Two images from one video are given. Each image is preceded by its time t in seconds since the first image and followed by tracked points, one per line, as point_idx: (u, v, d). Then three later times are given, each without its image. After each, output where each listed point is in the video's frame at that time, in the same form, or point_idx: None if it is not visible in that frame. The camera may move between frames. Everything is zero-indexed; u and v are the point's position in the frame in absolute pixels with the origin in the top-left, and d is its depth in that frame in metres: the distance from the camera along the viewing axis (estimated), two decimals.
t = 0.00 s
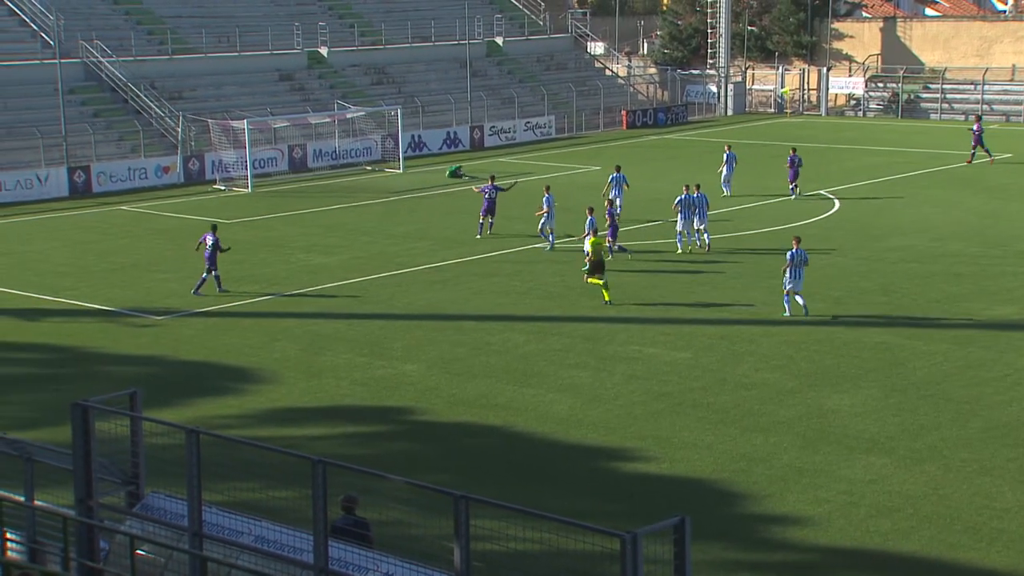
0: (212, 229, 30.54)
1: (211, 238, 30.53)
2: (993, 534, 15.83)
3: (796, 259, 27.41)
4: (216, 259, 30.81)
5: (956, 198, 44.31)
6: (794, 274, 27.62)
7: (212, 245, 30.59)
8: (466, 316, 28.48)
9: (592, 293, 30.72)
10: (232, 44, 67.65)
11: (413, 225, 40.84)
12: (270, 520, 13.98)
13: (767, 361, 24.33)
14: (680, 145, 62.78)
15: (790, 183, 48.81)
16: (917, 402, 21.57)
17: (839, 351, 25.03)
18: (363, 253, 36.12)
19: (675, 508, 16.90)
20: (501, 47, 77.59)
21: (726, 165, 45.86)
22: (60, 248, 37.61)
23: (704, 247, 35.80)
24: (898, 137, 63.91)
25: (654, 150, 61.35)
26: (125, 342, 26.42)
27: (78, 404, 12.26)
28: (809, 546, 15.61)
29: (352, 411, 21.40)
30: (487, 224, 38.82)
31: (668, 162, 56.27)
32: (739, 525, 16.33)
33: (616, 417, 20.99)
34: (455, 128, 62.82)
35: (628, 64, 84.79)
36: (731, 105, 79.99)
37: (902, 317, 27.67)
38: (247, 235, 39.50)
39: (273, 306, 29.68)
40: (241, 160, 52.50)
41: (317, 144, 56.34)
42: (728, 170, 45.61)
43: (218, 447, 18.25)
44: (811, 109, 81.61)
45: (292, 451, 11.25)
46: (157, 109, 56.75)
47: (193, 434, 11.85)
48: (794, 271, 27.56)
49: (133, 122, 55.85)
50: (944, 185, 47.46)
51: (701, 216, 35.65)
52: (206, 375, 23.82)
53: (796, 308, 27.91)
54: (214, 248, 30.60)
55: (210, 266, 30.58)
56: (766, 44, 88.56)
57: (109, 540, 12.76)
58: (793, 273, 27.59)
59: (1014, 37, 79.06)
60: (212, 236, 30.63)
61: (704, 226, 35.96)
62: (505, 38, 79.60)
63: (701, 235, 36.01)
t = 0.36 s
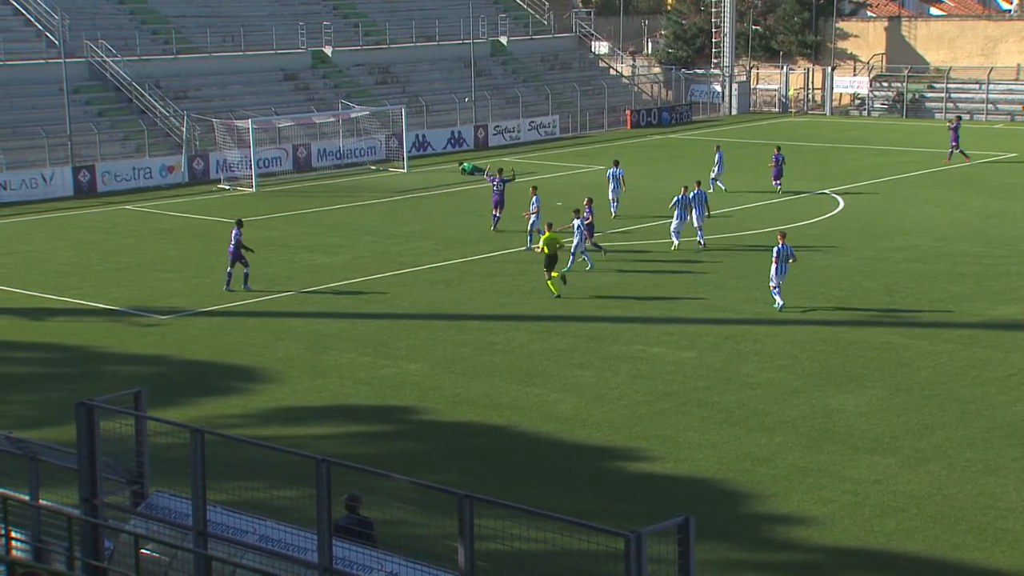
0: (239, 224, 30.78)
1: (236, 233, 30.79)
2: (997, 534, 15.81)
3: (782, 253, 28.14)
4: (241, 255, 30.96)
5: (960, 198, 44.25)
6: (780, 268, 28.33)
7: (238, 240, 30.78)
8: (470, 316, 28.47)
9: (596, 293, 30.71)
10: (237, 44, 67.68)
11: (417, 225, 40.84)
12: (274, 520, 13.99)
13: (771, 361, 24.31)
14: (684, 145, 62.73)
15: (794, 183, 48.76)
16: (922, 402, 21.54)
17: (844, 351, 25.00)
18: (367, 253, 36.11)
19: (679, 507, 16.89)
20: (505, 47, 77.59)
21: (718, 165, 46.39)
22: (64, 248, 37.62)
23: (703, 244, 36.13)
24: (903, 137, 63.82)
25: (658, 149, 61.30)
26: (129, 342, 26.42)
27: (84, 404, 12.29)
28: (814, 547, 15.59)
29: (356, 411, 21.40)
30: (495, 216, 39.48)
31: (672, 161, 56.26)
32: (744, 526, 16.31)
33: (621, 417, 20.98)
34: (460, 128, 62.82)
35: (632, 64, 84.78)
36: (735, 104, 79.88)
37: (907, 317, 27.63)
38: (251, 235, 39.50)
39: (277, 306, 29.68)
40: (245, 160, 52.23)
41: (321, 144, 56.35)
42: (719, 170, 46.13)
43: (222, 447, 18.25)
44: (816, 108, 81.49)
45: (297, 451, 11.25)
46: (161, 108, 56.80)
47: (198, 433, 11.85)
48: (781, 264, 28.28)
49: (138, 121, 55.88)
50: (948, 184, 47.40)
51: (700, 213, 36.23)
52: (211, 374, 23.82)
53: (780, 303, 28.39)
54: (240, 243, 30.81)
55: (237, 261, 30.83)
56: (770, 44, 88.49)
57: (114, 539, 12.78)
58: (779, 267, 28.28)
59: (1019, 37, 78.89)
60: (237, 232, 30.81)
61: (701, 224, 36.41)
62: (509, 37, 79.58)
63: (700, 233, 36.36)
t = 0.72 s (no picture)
0: (265, 224, 30.82)
1: (263, 232, 30.84)
2: (1004, 535, 15.78)
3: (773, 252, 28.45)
4: (270, 254, 31.10)
5: (967, 199, 44.22)
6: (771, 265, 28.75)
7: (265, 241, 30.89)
8: (476, 316, 28.48)
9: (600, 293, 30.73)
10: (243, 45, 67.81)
11: (422, 225, 40.87)
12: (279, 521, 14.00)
13: (777, 362, 24.30)
14: (690, 146, 62.74)
15: (800, 184, 48.73)
16: (929, 403, 21.52)
17: (850, 352, 24.97)
18: (373, 254, 36.14)
19: (685, 508, 16.89)
20: (511, 47, 77.68)
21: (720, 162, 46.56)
22: (71, 248, 37.70)
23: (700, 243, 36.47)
24: (909, 138, 63.75)
25: (664, 150, 61.31)
26: (135, 342, 26.47)
27: (90, 404, 12.32)
28: (820, 548, 15.57)
29: (361, 411, 21.42)
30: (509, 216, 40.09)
31: (679, 162, 56.27)
32: (750, 526, 16.32)
33: (626, 418, 21.00)
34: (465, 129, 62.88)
35: (637, 65, 84.80)
36: (741, 105, 79.81)
37: (913, 318, 27.62)
38: (257, 235, 39.54)
39: (283, 306, 29.72)
40: (251, 161, 52.79)
41: (327, 144, 56.43)
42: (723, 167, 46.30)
43: (229, 448, 18.30)
44: (822, 109, 81.46)
45: (303, 451, 11.25)
46: (167, 109, 56.90)
47: (204, 433, 11.85)
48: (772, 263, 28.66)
49: (144, 122, 55.97)
50: (954, 185, 47.37)
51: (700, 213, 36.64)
52: (216, 374, 23.86)
53: (776, 298, 29.03)
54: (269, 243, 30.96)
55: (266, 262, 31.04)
56: (775, 44, 88.57)
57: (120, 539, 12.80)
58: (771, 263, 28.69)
59: None
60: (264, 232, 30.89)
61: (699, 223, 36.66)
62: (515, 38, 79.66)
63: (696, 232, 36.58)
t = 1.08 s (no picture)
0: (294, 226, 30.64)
1: (292, 234, 30.73)
2: (1012, 538, 15.74)
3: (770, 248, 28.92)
4: (298, 255, 31.06)
5: (976, 200, 44.09)
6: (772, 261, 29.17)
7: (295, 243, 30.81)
8: (483, 317, 28.48)
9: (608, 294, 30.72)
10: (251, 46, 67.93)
11: (430, 227, 40.89)
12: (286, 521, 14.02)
13: (784, 363, 24.26)
14: (698, 147, 62.66)
15: (808, 185, 48.65)
16: (937, 404, 21.47)
17: (858, 353, 24.91)
18: (380, 255, 36.17)
19: (692, 509, 16.88)
20: (518, 48, 77.67)
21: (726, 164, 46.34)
22: (79, 249, 37.79)
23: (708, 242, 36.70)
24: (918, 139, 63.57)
25: (672, 151, 61.25)
26: (144, 342, 26.54)
27: (98, 405, 12.34)
28: (827, 549, 15.56)
29: (369, 412, 21.45)
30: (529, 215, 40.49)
31: (686, 163, 56.21)
32: (757, 527, 16.31)
33: (633, 419, 21.00)
34: (472, 130, 62.89)
35: (644, 66, 84.72)
36: (749, 106, 79.68)
37: (922, 319, 27.56)
38: (265, 236, 39.59)
39: (291, 307, 29.75)
40: (258, 161, 52.54)
41: (335, 146, 56.50)
42: (728, 168, 46.15)
43: (236, 449, 18.33)
44: (829, 110, 81.30)
45: (311, 453, 11.27)
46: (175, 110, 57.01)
47: (212, 434, 11.88)
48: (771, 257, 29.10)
49: (152, 123, 56.08)
50: (963, 187, 47.24)
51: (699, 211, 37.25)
52: (224, 375, 23.90)
53: (773, 298, 29.25)
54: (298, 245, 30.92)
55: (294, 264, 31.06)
56: (783, 45, 88.49)
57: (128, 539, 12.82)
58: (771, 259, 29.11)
59: None
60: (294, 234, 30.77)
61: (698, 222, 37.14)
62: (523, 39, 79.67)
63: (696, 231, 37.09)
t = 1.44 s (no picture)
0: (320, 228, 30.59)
1: (318, 237, 30.69)
2: (1019, 540, 15.70)
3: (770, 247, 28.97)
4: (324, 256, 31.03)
5: (983, 202, 44.03)
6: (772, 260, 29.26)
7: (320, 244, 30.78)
8: (489, 319, 28.48)
9: (614, 296, 30.72)
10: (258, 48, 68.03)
11: (436, 229, 40.93)
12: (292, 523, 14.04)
13: (790, 366, 24.23)
14: (704, 149, 62.65)
15: (814, 187, 48.61)
16: (944, 407, 21.44)
17: (864, 356, 24.87)
18: (386, 257, 36.20)
19: (699, 512, 16.86)
20: (524, 50, 77.72)
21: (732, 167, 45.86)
22: (86, 251, 37.84)
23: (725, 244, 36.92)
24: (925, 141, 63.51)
25: (678, 153, 61.24)
26: (150, 344, 26.58)
27: (105, 406, 12.37)
28: (833, 552, 15.53)
29: (374, 414, 21.46)
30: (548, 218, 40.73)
31: (693, 165, 56.21)
32: (764, 530, 16.29)
33: (639, 421, 20.98)
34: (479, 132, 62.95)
35: (651, 68, 84.79)
36: (755, 108, 79.67)
37: (929, 321, 27.53)
38: (271, 238, 39.65)
39: (297, 309, 29.79)
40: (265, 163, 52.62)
41: (341, 148, 56.58)
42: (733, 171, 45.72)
43: (243, 450, 18.36)
44: (836, 112, 81.32)
45: (317, 455, 11.28)
46: (182, 112, 57.11)
47: (218, 436, 11.89)
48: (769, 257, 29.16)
49: (159, 125, 56.18)
50: (970, 188, 47.19)
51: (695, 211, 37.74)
52: (231, 377, 23.93)
53: (774, 297, 29.34)
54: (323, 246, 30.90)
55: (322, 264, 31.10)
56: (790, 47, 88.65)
57: (134, 541, 12.83)
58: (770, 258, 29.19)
59: None
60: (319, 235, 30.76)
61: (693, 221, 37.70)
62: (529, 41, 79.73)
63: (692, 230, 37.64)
